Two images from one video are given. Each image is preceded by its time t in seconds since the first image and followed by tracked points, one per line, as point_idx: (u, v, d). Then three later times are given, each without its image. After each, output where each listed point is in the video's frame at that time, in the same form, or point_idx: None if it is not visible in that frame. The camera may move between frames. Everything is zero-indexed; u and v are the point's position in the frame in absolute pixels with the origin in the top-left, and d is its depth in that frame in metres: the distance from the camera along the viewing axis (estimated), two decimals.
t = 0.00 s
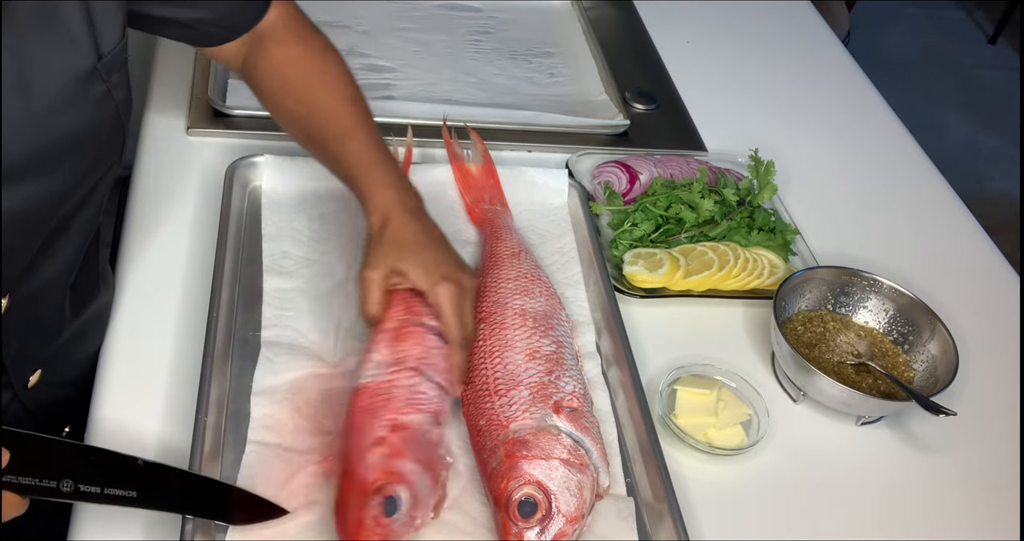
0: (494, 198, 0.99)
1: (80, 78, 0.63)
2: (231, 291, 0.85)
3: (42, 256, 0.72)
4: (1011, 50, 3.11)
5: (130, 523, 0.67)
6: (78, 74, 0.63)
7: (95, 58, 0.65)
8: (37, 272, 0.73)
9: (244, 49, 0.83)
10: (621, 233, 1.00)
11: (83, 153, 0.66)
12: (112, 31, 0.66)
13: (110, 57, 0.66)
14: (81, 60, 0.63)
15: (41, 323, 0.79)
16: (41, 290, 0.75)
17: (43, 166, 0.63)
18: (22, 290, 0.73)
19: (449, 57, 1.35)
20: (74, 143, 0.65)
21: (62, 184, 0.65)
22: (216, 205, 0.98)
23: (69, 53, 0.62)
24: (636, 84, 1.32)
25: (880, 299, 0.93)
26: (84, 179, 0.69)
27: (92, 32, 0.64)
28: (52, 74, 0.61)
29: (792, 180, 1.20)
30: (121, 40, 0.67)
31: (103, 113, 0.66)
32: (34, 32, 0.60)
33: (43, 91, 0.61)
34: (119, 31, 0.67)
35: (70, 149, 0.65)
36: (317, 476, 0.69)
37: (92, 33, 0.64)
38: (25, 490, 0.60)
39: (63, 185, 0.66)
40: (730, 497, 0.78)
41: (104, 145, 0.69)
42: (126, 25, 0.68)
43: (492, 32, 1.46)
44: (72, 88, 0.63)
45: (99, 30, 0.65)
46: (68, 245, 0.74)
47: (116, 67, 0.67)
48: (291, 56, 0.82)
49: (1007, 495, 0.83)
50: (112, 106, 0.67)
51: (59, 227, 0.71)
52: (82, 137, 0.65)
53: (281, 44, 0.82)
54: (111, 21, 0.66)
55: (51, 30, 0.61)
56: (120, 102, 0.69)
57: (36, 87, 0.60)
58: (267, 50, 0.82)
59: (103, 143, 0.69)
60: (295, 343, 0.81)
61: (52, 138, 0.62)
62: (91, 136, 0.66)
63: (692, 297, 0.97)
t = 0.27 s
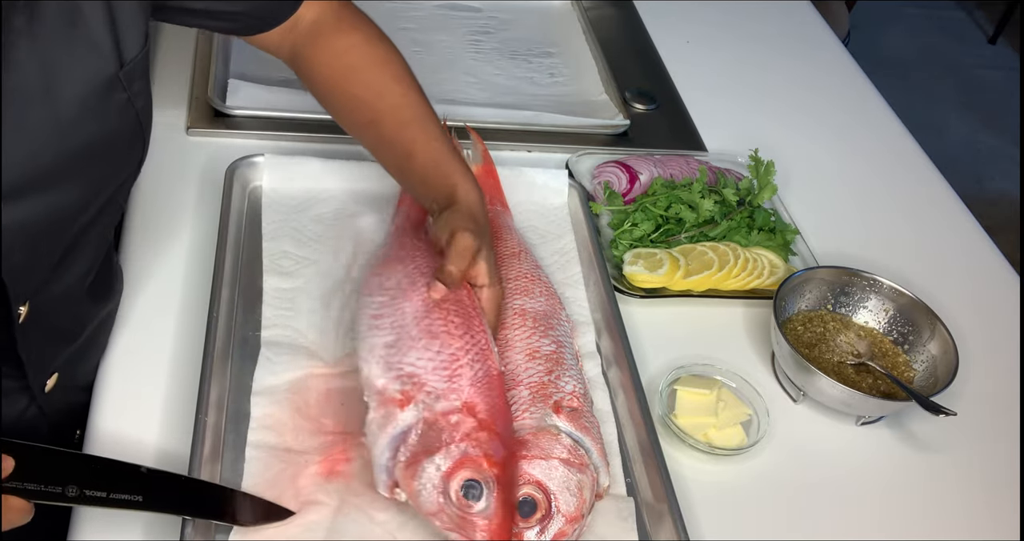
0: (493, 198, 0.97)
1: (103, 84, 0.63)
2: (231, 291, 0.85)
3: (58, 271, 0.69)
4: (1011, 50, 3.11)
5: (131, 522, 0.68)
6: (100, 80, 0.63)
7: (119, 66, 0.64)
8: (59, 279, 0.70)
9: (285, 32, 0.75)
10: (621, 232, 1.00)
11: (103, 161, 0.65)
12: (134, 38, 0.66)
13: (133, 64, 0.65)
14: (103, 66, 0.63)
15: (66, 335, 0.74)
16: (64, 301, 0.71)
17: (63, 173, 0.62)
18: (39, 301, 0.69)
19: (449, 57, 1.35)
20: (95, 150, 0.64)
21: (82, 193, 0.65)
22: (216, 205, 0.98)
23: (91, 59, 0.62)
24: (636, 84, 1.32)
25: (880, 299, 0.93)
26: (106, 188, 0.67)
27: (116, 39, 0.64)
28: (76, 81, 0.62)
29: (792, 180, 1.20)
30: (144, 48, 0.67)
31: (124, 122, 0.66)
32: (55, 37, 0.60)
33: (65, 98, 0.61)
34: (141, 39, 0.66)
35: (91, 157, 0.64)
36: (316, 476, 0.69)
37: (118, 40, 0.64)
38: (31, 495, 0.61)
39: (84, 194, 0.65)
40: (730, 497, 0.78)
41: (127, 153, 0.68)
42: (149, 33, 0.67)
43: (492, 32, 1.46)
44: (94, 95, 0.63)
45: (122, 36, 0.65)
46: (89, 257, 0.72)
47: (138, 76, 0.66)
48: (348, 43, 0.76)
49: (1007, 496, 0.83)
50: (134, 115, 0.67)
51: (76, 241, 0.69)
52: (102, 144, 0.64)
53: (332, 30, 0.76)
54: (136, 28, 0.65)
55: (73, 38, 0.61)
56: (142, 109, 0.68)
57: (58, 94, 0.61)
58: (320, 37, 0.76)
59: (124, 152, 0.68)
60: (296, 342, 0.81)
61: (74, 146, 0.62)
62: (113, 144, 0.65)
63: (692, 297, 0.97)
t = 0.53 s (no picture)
0: (494, 198, 0.97)
1: (108, 90, 0.65)
2: (231, 291, 0.85)
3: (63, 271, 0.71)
4: (1012, 50, 3.11)
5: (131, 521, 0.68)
6: (105, 86, 0.64)
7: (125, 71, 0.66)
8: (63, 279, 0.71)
9: (286, 28, 0.78)
10: (621, 233, 1.00)
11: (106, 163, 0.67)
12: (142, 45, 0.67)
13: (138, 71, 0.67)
14: (108, 72, 0.64)
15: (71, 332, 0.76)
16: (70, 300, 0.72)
17: (68, 176, 0.64)
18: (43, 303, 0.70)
19: (449, 57, 1.35)
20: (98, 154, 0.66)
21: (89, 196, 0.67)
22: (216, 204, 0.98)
23: (99, 66, 0.64)
24: (636, 84, 1.32)
25: (880, 299, 0.93)
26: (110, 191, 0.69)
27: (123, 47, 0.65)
28: (81, 86, 0.63)
29: (792, 180, 1.20)
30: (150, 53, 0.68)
31: (128, 127, 0.68)
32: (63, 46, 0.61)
33: (71, 104, 0.63)
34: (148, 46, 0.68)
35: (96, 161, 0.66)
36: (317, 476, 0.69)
37: (124, 46, 0.65)
38: (31, 486, 0.61)
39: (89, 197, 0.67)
40: (730, 497, 0.78)
41: (129, 157, 0.70)
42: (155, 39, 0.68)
43: (492, 32, 1.46)
44: (99, 101, 0.64)
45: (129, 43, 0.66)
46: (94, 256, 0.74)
47: (142, 81, 0.68)
48: (340, 35, 0.77)
49: (1007, 496, 0.83)
50: (138, 119, 0.69)
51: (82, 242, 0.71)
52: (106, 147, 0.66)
53: (328, 22, 0.77)
54: (141, 30, 0.66)
55: (81, 44, 0.62)
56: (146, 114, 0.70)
57: (64, 99, 0.62)
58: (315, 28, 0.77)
59: (127, 155, 0.70)
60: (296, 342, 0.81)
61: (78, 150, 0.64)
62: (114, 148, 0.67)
63: (692, 297, 0.97)
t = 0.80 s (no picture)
0: (494, 198, 0.98)
1: (100, 88, 0.64)
2: (231, 290, 0.85)
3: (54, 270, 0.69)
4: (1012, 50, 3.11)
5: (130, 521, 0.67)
6: (97, 84, 0.64)
7: (116, 70, 0.65)
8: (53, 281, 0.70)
9: (286, 40, 0.77)
10: (621, 232, 1.00)
11: (98, 161, 0.66)
12: (132, 42, 0.67)
13: (129, 68, 0.67)
14: (100, 70, 0.64)
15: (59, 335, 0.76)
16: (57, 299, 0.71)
17: (59, 174, 0.62)
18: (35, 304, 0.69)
19: (448, 57, 1.35)
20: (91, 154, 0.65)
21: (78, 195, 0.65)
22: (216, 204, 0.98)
23: (89, 64, 0.63)
24: (636, 84, 1.32)
25: (880, 299, 0.93)
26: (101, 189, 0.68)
27: (113, 44, 0.65)
28: (70, 84, 0.62)
29: (792, 179, 1.20)
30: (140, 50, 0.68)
31: (122, 125, 0.67)
32: (51, 42, 0.61)
33: (60, 101, 0.61)
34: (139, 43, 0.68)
35: (88, 158, 0.64)
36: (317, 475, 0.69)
37: (114, 44, 0.65)
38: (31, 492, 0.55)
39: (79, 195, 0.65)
40: (730, 497, 0.78)
41: (122, 155, 0.69)
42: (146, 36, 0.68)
43: (492, 32, 1.46)
44: (91, 98, 0.64)
45: (120, 41, 0.66)
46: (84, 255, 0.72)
47: (134, 80, 0.68)
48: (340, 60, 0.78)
49: (1007, 495, 0.83)
50: (131, 117, 0.68)
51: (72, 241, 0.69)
52: (98, 146, 0.65)
53: (329, 43, 0.78)
54: (132, 29, 0.66)
55: (70, 41, 0.62)
56: (139, 113, 0.69)
57: (53, 97, 0.61)
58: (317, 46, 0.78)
59: (120, 153, 0.68)
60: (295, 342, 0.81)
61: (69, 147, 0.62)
62: (107, 147, 0.66)
63: (692, 297, 0.97)
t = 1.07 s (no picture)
0: (494, 198, 0.98)
1: (86, 65, 0.65)
2: (230, 289, 0.85)
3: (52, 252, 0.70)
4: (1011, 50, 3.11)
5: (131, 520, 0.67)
6: (83, 60, 0.65)
7: (99, 47, 0.66)
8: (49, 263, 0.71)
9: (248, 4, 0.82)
10: (621, 232, 1.00)
11: (91, 138, 0.67)
12: (114, 17, 0.68)
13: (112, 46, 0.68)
14: (84, 47, 0.65)
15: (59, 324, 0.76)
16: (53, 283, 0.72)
17: (52, 150, 0.63)
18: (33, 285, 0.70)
19: (448, 57, 1.35)
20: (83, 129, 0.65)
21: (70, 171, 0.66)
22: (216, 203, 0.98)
23: (74, 41, 0.64)
24: (636, 85, 1.32)
25: (880, 299, 0.93)
26: (92, 166, 0.69)
27: (95, 21, 0.66)
28: (56, 61, 0.63)
29: (793, 180, 1.20)
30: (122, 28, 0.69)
31: (108, 102, 0.68)
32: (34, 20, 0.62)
33: (48, 78, 0.62)
34: (121, 19, 0.69)
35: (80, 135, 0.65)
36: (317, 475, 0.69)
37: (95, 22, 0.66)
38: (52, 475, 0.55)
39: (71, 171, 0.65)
40: (730, 497, 0.78)
41: (110, 133, 0.70)
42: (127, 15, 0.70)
43: (492, 32, 1.46)
44: (77, 74, 0.65)
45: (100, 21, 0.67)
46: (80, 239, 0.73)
47: (118, 57, 0.69)
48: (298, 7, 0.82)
49: (1007, 496, 0.83)
50: (116, 95, 0.69)
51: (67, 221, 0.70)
52: (88, 122, 0.66)
53: None
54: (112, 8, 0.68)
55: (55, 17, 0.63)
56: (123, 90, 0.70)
57: (41, 73, 0.62)
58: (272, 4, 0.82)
59: (109, 131, 0.69)
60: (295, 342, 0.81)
61: (61, 123, 0.63)
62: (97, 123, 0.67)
63: (692, 297, 0.97)
